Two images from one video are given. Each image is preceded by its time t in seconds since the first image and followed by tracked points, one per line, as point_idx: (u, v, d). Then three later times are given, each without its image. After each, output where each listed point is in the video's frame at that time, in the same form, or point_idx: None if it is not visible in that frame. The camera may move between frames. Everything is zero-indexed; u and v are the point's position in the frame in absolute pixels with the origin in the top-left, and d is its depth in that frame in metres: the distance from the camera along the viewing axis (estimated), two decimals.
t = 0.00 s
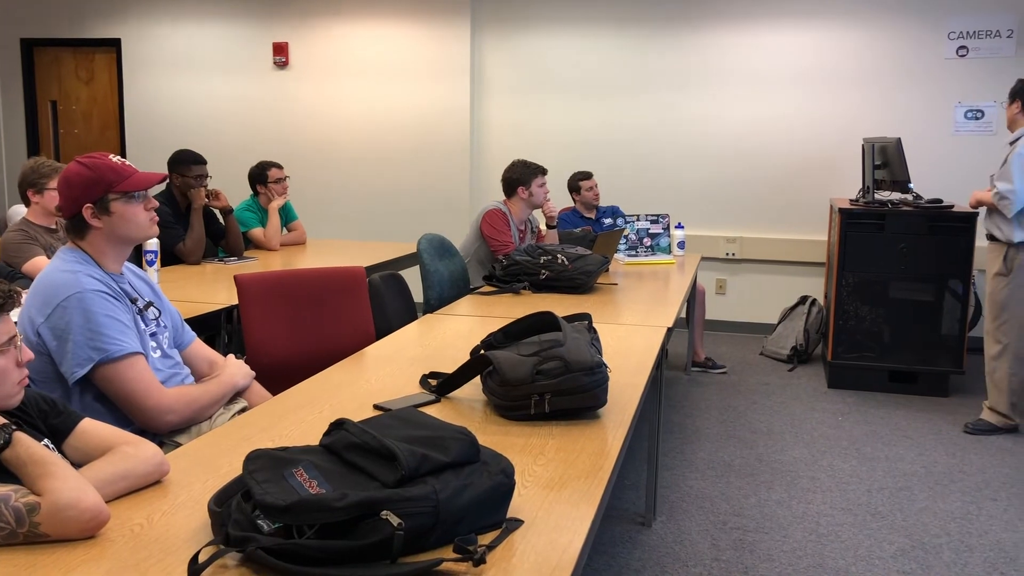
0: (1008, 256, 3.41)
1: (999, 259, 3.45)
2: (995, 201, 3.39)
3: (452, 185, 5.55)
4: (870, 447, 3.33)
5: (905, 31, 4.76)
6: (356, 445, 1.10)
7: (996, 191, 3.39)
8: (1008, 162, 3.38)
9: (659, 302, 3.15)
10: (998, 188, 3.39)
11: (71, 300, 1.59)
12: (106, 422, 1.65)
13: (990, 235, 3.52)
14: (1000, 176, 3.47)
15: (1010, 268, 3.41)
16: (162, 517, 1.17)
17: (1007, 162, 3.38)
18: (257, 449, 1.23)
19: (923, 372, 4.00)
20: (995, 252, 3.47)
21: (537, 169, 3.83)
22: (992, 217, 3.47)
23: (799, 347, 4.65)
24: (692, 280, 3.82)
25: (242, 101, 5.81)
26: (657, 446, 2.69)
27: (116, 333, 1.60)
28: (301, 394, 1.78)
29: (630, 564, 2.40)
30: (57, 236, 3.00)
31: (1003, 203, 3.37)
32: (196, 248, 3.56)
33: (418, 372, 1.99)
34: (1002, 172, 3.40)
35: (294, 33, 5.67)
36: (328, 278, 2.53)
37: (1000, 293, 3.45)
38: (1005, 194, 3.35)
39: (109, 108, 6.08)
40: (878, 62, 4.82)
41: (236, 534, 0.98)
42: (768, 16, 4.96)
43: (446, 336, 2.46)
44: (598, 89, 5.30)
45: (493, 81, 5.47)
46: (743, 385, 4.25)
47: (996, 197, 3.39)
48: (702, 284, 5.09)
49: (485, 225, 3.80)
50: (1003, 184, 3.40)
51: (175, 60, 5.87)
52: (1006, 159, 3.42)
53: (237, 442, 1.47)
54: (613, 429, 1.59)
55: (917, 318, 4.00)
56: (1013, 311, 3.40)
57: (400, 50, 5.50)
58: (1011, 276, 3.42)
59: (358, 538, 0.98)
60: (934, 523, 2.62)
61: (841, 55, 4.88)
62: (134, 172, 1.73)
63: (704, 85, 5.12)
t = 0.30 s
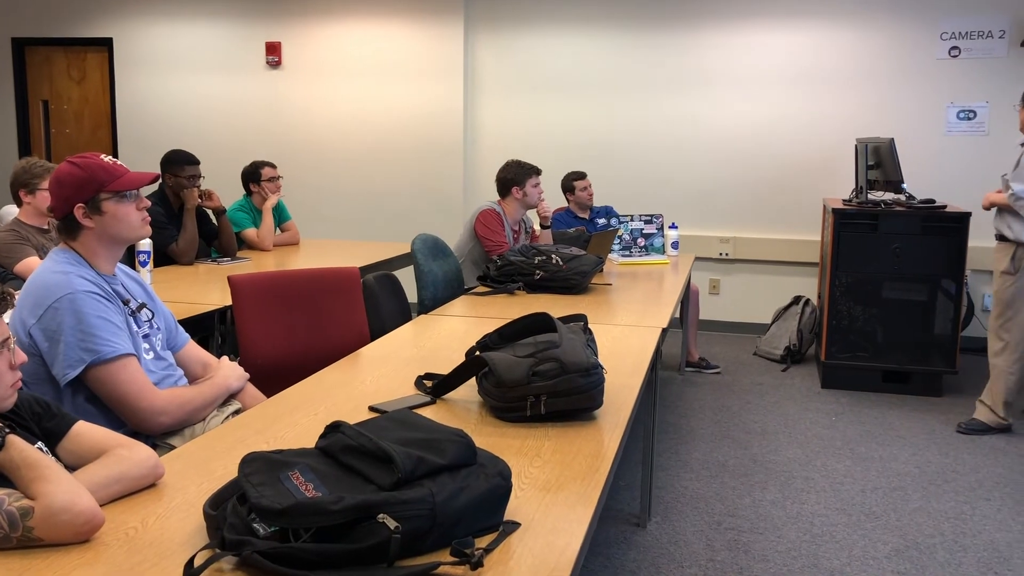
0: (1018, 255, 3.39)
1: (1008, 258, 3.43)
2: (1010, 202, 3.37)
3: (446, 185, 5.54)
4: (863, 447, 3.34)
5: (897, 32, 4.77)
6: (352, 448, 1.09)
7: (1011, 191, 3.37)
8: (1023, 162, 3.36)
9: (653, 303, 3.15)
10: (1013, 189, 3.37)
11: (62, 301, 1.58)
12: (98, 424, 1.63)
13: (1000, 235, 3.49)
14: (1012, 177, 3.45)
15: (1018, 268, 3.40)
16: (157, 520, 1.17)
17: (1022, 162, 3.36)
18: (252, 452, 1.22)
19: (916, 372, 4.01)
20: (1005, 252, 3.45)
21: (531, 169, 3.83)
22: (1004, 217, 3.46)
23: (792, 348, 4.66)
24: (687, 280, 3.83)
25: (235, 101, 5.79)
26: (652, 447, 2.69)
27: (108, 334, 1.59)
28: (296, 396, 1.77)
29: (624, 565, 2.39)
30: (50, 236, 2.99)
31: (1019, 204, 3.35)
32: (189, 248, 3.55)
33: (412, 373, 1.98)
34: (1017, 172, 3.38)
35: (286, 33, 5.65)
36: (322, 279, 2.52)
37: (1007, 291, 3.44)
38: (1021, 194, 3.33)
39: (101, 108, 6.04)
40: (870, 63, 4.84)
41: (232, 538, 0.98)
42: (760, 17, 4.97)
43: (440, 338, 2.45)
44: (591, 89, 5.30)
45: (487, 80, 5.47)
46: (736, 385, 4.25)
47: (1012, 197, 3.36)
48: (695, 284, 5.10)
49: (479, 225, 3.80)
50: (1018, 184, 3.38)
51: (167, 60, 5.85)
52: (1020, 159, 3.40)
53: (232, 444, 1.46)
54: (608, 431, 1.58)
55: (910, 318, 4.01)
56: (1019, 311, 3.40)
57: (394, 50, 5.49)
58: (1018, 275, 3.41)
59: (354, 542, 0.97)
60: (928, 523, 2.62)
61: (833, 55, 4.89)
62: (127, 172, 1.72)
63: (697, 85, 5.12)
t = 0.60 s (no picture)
0: None
1: (1013, 255, 3.45)
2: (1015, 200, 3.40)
3: (437, 185, 5.52)
4: (856, 446, 3.35)
5: (886, 32, 4.79)
6: (348, 453, 1.08)
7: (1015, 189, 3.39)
8: None
9: (646, 303, 3.14)
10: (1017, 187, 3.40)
11: (48, 305, 1.56)
12: (87, 429, 1.61)
13: (1008, 235, 3.50)
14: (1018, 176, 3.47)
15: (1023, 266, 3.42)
16: (150, 528, 1.15)
17: None
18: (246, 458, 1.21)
19: (908, 371, 4.03)
20: (1011, 250, 3.46)
21: (523, 170, 3.82)
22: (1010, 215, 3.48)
23: (784, 347, 4.67)
24: (678, 280, 3.83)
25: (224, 103, 5.77)
26: (646, 448, 2.69)
27: (95, 338, 1.57)
28: (289, 400, 1.76)
29: (620, 567, 2.39)
30: (38, 240, 2.96)
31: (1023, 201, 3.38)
32: (179, 251, 3.52)
33: (406, 376, 1.97)
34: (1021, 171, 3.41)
35: (275, 35, 5.63)
36: (315, 282, 2.51)
37: (1010, 288, 3.47)
38: None
39: (89, 110, 6.00)
40: (860, 63, 4.86)
41: (227, 546, 0.96)
42: (749, 17, 4.98)
43: (434, 340, 2.44)
44: (581, 89, 5.30)
45: (477, 81, 5.46)
46: (729, 385, 4.26)
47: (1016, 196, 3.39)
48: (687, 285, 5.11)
49: (471, 226, 3.79)
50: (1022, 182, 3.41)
51: (156, 62, 5.82)
52: None
53: (225, 449, 1.44)
54: (604, 433, 1.58)
55: (902, 317, 4.03)
56: None
57: (383, 51, 5.48)
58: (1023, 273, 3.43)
59: (351, 549, 0.96)
60: (922, 522, 2.63)
61: (823, 55, 4.91)
62: (115, 176, 1.70)
63: (687, 85, 5.13)
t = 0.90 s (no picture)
0: (997, 245, 3.54)
1: (988, 248, 3.58)
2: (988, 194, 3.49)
3: (417, 185, 5.49)
4: (838, 442, 3.37)
5: (864, 31, 4.83)
6: (334, 457, 1.06)
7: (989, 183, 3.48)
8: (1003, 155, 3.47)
9: (628, 302, 3.15)
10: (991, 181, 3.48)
11: (26, 309, 1.52)
12: (65, 436, 1.57)
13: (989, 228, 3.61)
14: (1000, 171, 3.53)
15: (996, 259, 3.54)
16: (132, 536, 1.12)
17: (1001, 155, 3.46)
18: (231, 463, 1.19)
19: (888, 367, 4.07)
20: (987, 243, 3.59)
21: (504, 170, 3.80)
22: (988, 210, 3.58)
23: (765, 344, 4.70)
24: (660, 279, 3.84)
25: (200, 103, 5.70)
26: (631, 447, 2.68)
27: (73, 342, 1.53)
28: (272, 404, 1.73)
29: (606, 566, 2.39)
30: (12, 243, 2.90)
31: (994, 195, 3.46)
32: (156, 253, 3.47)
33: (390, 378, 1.95)
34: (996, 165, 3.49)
35: (252, 35, 5.57)
36: (296, 283, 2.48)
37: (985, 281, 3.59)
38: (996, 185, 3.43)
39: (62, 111, 5.90)
40: (837, 61, 4.90)
41: (212, 554, 0.94)
42: (728, 16, 5.00)
43: (416, 341, 2.42)
44: (562, 89, 5.29)
45: (456, 81, 5.44)
46: (711, 382, 4.27)
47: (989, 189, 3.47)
48: (668, 283, 5.13)
49: (453, 226, 3.77)
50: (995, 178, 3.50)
51: (131, 63, 5.74)
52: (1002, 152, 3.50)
53: (207, 455, 1.42)
54: (591, 433, 1.57)
55: (881, 314, 4.06)
56: (998, 297, 3.54)
57: (362, 51, 5.44)
58: (997, 267, 3.55)
59: (339, 555, 0.94)
60: (905, 517, 2.65)
61: (801, 54, 4.94)
62: (98, 178, 1.68)
63: (668, 84, 5.14)
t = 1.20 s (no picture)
0: (955, 237, 3.63)
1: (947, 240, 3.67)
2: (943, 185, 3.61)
3: (386, 184, 5.44)
4: (808, 435, 3.42)
5: (827, 27, 4.90)
6: (310, 464, 1.04)
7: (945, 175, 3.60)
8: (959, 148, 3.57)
9: (600, 300, 3.15)
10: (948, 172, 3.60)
11: None
12: (29, 448, 1.52)
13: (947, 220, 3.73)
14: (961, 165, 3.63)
15: (954, 251, 3.62)
16: (103, 549, 1.10)
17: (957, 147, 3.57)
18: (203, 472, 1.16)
19: (855, 359, 4.14)
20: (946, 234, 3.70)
21: (473, 169, 3.78)
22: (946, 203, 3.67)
23: (734, 339, 4.75)
24: (630, 276, 3.85)
25: (163, 104, 5.60)
26: (605, 445, 2.69)
27: (36, 352, 1.48)
28: (243, 410, 1.70)
29: (583, 565, 2.39)
30: None
31: (949, 185, 3.58)
32: (121, 258, 3.40)
33: (363, 381, 1.93)
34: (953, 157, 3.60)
35: (215, 34, 5.48)
36: (266, 287, 2.44)
37: (943, 273, 3.68)
38: (950, 176, 3.55)
39: (20, 114, 5.76)
40: (801, 57, 4.96)
41: (186, 566, 0.92)
42: (694, 13, 5.04)
43: (388, 343, 2.40)
44: (530, 87, 5.29)
45: (423, 80, 5.41)
46: (682, 378, 4.31)
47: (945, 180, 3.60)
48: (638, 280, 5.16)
49: (422, 226, 3.74)
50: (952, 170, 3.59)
51: (89, 63, 5.62)
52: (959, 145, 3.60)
53: (178, 463, 1.39)
54: (567, 433, 1.57)
55: (848, 307, 4.12)
56: (954, 289, 3.62)
57: (328, 49, 5.38)
58: (954, 259, 3.64)
59: (316, 563, 0.93)
60: (876, 509, 2.70)
61: (765, 51, 5.00)
62: (60, 183, 1.64)
63: (635, 81, 5.17)
